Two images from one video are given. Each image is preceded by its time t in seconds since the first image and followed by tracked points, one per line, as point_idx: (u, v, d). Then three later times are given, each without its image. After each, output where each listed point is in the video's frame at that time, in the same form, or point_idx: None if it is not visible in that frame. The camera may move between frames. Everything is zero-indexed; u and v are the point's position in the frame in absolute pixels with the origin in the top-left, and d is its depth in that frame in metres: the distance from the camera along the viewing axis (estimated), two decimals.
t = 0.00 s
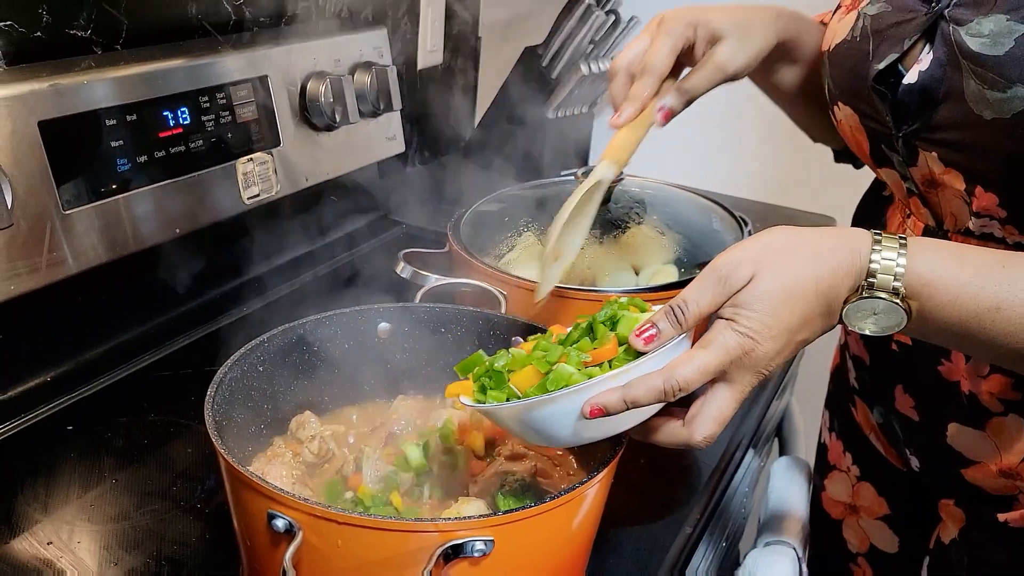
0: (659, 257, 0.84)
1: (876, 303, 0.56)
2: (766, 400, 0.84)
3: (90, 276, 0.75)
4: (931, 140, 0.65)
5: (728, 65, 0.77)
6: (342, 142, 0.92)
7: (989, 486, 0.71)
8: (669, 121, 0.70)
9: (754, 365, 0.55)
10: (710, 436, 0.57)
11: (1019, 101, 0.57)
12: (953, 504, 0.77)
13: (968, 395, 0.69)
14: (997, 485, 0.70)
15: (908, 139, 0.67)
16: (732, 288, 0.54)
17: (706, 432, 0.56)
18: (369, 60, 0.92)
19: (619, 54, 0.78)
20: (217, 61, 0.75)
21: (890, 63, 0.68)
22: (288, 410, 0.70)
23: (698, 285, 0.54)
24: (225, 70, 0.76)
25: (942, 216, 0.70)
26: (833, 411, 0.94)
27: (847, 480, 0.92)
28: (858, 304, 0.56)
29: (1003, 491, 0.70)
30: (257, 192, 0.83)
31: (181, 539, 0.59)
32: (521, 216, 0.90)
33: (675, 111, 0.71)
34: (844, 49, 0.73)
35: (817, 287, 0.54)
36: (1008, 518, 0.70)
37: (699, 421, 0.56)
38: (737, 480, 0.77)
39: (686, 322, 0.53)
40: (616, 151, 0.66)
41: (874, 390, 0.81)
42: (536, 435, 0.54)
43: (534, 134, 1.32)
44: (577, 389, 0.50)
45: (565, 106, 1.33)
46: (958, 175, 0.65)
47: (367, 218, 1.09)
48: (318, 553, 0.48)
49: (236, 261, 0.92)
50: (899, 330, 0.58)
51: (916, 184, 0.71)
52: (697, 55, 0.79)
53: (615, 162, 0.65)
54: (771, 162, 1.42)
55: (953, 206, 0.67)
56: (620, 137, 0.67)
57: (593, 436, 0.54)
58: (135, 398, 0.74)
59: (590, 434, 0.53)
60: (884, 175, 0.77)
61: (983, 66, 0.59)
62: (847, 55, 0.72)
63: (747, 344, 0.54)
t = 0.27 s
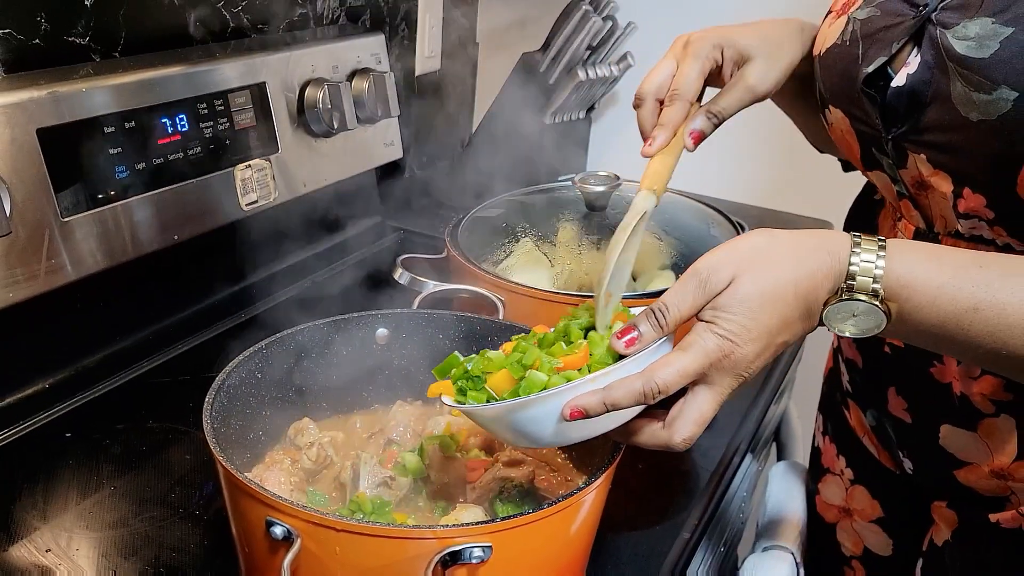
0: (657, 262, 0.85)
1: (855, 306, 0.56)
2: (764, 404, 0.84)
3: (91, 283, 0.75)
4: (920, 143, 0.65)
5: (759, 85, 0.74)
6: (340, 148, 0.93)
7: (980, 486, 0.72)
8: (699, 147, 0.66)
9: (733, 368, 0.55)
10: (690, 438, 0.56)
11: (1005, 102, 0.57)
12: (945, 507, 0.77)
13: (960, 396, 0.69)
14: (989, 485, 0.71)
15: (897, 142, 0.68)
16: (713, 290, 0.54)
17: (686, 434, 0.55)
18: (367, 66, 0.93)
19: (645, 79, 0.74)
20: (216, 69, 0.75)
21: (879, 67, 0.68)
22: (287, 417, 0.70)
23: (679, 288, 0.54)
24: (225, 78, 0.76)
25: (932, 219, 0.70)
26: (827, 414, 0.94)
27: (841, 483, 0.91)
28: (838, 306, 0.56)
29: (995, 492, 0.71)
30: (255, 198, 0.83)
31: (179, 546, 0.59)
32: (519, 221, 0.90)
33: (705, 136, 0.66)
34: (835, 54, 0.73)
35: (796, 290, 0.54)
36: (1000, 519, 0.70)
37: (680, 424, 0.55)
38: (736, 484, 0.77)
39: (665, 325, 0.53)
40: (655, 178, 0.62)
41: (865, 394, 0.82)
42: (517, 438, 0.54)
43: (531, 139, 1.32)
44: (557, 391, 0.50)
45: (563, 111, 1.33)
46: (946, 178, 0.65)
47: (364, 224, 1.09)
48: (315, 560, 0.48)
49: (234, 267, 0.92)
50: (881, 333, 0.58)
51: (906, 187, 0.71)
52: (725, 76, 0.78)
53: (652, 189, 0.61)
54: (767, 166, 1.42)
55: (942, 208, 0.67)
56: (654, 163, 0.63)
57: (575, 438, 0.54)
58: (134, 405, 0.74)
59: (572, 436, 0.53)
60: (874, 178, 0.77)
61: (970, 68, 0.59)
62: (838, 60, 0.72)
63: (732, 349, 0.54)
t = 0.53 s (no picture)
0: (653, 264, 0.85)
1: (857, 300, 0.56)
2: (761, 404, 0.85)
3: (84, 289, 0.75)
4: (914, 140, 0.65)
5: (716, 131, 0.77)
6: (335, 152, 0.92)
7: (976, 483, 0.71)
8: (652, 180, 0.72)
9: (735, 360, 0.55)
10: (691, 430, 0.56)
11: (1000, 99, 0.57)
12: (940, 503, 0.77)
13: (956, 392, 0.69)
14: (984, 481, 0.70)
15: (892, 139, 0.68)
16: (718, 281, 0.54)
17: (687, 426, 0.56)
18: (361, 70, 0.93)
19: (610, 107, 0.78)
20: (209, 73, 0.75)
21: (873, 65, 0.68)
22: (283, 422, 0.70)
23: (683, 280, 0.54)
24: (219, 82, 0.76)
25: (927, 216, 0.70)
26: (823, 414, 0.94)
27: (836, 482, 0.91)
28: (839, 301, 0.56)
29: (991, 488, 0.70)
30: (249, 203, 0.83)
31: (174, 552, 0.59)
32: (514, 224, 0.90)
33: (659, 171, 0.72)
34: (829, 52, 0.74)
35: (799, 282, 0.54)
36: (996, 514, 0.70)
37: (681, 416, 0.56)
38: (734, 485, 0.77)
39: (670, 316, 0.53)
40: (599, 214, 0.64)
41: (862, 392, 0.82)
42: (520, 428, 0.54)
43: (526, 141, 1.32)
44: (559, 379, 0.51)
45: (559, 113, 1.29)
46: (940, 175, 0.65)
47: (359, 227, 1.09)
48: (312, 566, 0.48)
49: (228, 272, 0.92)
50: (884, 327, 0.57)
51: (900, 185, 0.71)
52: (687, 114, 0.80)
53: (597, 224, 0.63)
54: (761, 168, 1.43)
55: (936, 206, 0.67)
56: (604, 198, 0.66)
57: (578, 428, 0.55)
58: (129, 411, 0.74)
59: (573, 426, 0.54)
60: (868, 176, 0.77)
61: (965, 66, 0.59)
62: (833, 58, 0.73)
63: (737, 341, 0.54)
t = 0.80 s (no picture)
0: (653, 262, 0.85)
1: (851, 301, 0.56)
2: (762, 403, 0.84)
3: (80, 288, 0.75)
4: (922, 134, 0.65)
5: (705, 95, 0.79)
6: (333, 151, 0.92)
7: (982, 479, 0.71)
8: (644, 148, 0.75)
9: (729, 363, 0.55)
10: (686, 434, 0.56)
11: (1008, 92, 0.57)
12: (944, 499, 0.77)
13: (962, 388, 0.69)
14: (991, 478, 0.70)
15: (897, 134, 0.67)
16: (710, 284, 0.54)
17: (682, 430, 0.55)
18: (359, 69, 0.92)
19: (599, 82, 0.80)
20: (207, 72, 0.75)
21: (878, 59, 0.67)
22: (282, 422, 0.69)
23: (675, 283, 0.54)
24: (217, 81, 0.76)
25: (931, 212, 0.70)
26: (823, 412, 0.94)
27: (837, 480, 0.91)
28: (834, 301, 0.56)
29: (997, 484, 0.70)
30: (247, 203, 0.83)
31: (172, 553, 0.59)
32: (512, 222, 0.89)
33: (651, 139, 0.76)
34: (833, 46, 0.74)
35: (791, 286, 0.54)
36: (1001, 510, 0.70)
37: (676, 420, 0.56)
38: (734, 484, 0.76)
39: (661, 320, 0.54)
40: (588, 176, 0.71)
41: (863, 389, 0.82)
42: (517, 435, 0.54)
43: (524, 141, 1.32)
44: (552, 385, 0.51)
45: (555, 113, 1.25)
46: (946, 169, 0.65)
47: (357, 227, 1.09)
48: (310, 565, 0.48)
49: (226, 271, 0.92)
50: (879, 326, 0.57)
51: (906, 180, 0.71)
52: (676, 83, 0.81)
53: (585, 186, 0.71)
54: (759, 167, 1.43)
55: (942, 201, 0.67)
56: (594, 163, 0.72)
57: (574, 434, 0.54)
58: (126, 411, 0.74)
59: (570, 432, 0.54)
60: (871, 172, 0.77)
61: (973, 59, 0.59)
62: (837, 53, 0.73)
63: (731, 344, 0.54)
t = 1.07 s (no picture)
0: (649, 264, 0.84)
1: (835, 300, 0.55)
2: (760, 404, 0.84)
3: (75, 290, 0.74)
4: (915, 130, 0.65)
5: (739, 112, 0.75)
6: (330, 151, 0.92)
7: (979, 477, 0.71)
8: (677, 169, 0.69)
9: (710, 363, 0.54)
10: (671, 434, 0.55)
11: (1000, 87, 0.57)
12: (943, 500, 0.77)
13: (959, 386, 0.69)
14: (988, 475, 0.70)
15: (894, 130, 0.67)
16: (692, 283, 0.53)
17: (666, 430, 0.54)
18: (356, 69, 0.92)
19: (625, 100, 0.75)
20: (204, 72, 0.74)
21: (875, 54, 0.68)
22: (278, 423, 0.69)
23: (656, 282, 0.53)
24: (213, 80, 0.76)
25: (928, 209, 0.69)
26: (823, 413, 0.94)
27: (836, 480, 0.91)
28: (818, 301, 0.55)
29: (994, 482, 0.70)
30: (243, 203, 0.83)
31: (167, 555, 0.58)
32: (509, 223, 0.89)
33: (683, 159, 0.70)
34: (831, 41, 0.73)
35: (774, 284, 0.54)
36: (998, 508, 0.70)
37: (659, 420, 0.55)
38: (732, 486, 0.76)
39: (643, 319, 0.52)
40: (629, 209, 0.63)
41: (862, 389, 0.81)
42: (501, 435, 0.54)
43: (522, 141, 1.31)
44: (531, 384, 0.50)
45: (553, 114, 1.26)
46: (941, 165, 0.64)
47: (355, 227, 1.09)
48: (305, 568, 0.47)
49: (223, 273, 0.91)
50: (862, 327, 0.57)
51: (902, 177, 0.71)
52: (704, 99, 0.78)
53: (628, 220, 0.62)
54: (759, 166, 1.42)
55: (937, 197, 0.67)
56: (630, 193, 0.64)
57: (558, 433, 0.54)
58: (122, 412, 0.74)
59: (554, 431, 0.53)
60: (869, 169, 0.76)
61: (966, 55, 0.59)
62: (835, 48, 0.72)
63: (714, 345, 0.53)
